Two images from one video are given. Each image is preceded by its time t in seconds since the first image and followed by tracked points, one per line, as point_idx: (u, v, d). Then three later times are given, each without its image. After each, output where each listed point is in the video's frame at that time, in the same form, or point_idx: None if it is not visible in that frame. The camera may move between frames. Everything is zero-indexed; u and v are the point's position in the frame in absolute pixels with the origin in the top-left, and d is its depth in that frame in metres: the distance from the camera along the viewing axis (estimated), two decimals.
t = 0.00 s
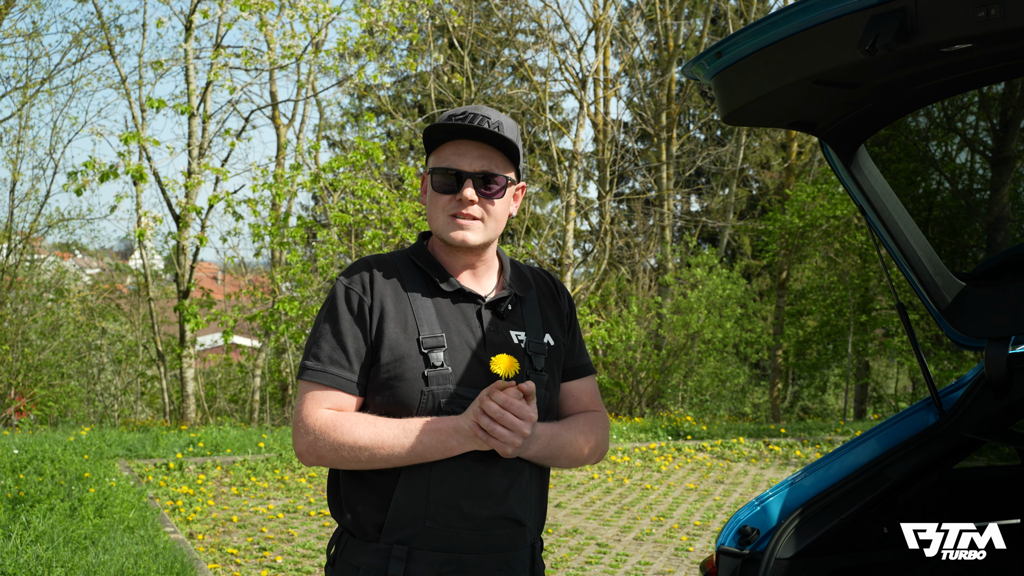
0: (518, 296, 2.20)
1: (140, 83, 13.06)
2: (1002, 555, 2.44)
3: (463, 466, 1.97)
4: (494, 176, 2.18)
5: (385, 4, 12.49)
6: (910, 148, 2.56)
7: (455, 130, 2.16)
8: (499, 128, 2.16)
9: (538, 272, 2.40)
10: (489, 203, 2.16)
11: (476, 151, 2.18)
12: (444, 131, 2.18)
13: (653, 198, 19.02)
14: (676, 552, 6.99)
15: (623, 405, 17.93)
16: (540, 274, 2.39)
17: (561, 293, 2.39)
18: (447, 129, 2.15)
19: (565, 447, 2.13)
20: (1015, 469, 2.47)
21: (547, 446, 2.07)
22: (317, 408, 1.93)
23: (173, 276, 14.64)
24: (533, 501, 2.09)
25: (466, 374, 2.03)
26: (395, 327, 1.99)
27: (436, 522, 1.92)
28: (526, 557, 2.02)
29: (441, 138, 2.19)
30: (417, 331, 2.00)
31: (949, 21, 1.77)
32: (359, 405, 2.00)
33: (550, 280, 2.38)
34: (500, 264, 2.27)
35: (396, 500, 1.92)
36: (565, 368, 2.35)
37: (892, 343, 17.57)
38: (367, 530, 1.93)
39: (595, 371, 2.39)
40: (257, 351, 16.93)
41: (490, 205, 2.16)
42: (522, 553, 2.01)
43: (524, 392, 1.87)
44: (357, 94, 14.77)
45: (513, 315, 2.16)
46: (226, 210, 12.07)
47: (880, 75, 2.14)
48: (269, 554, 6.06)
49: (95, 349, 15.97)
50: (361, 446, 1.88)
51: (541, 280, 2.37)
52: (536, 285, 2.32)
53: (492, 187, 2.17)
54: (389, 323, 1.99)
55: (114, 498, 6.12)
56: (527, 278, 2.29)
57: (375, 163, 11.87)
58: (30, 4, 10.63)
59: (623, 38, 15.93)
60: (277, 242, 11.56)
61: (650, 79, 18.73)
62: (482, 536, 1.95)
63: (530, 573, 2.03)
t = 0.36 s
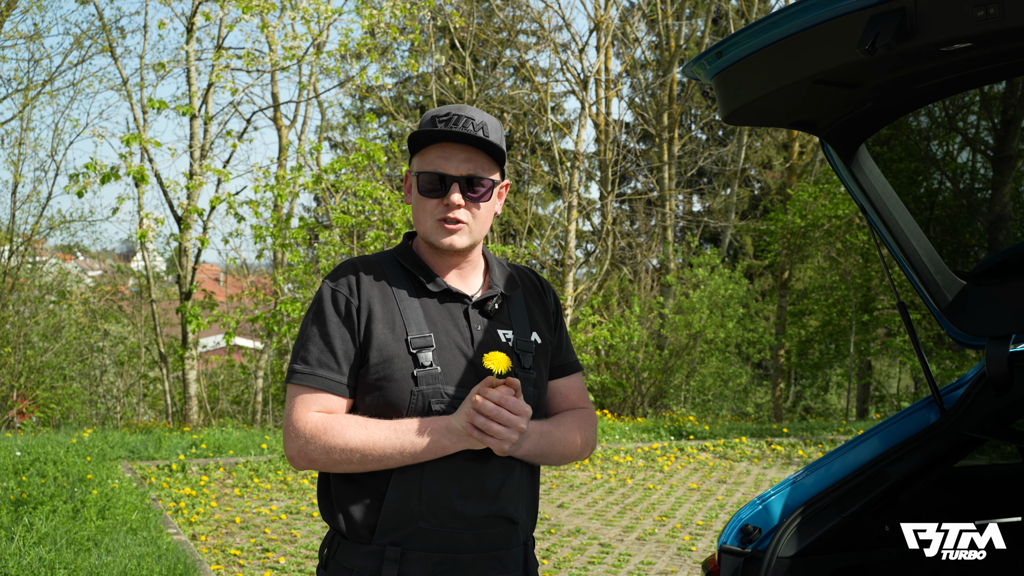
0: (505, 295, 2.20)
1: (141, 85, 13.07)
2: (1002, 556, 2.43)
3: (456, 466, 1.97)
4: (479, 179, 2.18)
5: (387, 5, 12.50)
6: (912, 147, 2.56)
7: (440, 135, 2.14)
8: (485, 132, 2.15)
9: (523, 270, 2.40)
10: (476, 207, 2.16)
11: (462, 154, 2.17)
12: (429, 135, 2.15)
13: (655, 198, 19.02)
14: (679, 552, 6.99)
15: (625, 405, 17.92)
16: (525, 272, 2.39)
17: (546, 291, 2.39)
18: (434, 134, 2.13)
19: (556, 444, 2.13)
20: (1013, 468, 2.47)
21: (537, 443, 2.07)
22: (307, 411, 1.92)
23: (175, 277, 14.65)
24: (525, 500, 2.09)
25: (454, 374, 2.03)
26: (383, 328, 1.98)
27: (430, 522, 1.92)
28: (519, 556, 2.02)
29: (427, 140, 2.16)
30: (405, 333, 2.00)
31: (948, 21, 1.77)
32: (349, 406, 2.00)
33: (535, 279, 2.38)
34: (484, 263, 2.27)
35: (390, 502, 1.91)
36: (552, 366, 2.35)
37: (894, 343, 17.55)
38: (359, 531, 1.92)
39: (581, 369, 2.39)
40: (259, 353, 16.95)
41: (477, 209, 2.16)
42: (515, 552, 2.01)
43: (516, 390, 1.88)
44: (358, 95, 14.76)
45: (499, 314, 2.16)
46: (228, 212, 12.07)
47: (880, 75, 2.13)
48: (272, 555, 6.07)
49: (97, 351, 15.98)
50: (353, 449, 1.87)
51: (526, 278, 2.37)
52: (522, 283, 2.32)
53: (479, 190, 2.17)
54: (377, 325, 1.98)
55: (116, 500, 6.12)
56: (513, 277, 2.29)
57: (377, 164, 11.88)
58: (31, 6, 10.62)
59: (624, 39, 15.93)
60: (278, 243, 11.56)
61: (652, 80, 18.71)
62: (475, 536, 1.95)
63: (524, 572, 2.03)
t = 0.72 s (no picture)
0: (493, 299, 2.21)
1: (141, 91, 13.09)
2: (1002, 556, 2.47)
3: (449, 471, 1.98)
4: (478, 188, 2.20)
5: (386, 10, 12.53)
6: (911, 150, 2.56)
7: (449, 145, 2.13)
8: (491, 146, 2.16)
9: (510, 274, 2.40)
10: (476, 216, 2.17)
11: (463, 163, 2.17)
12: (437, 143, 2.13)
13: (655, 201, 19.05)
14: (680, 555, 6.99)
15: (625, 408, 17.91)
16: (510, 275, 2.39)
17: (533, 294, 2.40)
18: (442, 143, 2.11)
19: (546, 446, 2.14)
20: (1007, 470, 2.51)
21: (528, 447, 2.08)
22: (299, 419, 1.93)
23: (175, 282, 14.67)
24: (517, 502, 2.10)
25: (445, 378, 2.04)
26: (373, 334, 1.99)
27: (426, 528, 1.92)
28: (513, 558, 2.03)
29: (429, 148, 2.13)
30: (395, 338, 2.00)
31: (946, 25, 1.78)
32: (341, 413, 2.00)
33: (522, 282, 2.39)
34: (470, 268, 2.28)
35: (384, 507, 1.91)
36: (541, 369, 2.35)
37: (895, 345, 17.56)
38: (354, 536, 1.92)
39: (569, 371, 2.40)
40: (259, 357, 16.96)
41: (477, 218, 2.18)
42: (509, 554, 2.02)
43: (509, 393, 1.90)
44: (358, 99, 14.78)
45: (488, 318, 2.17)
46: (228, 217, 12.08)
47: (877, 79, 2.14)
48: (273, 560, 6.06)
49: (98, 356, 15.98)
50: (346, 456, 1.87)
51: (513, 281, 2.37)
52: (508, 286, 2.33)
53: (479, 202, 2.18)
54: (367, 331, 1.99)
55: (117, 505, 6.12)
56: (501, 281, 2.31)
57: (376, 168, 11.90)
58: (31, 12, 10.64)
59: (623, 43, 15.95)
60: (279, 248, 11.56)
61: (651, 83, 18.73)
62: (470, 539, 1.96)
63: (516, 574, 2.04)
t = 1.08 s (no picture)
0: (488, 303, 2.22)
1: (144, 94, 13.14)
2: (1003, 556, 2.44)
3: (447, 475, 1.98)
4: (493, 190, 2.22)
5: (388, 14, 12.56)
6: (914, 152, 2.56)
7: (477, 149, 2.14)
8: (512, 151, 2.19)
9: (505, 278, 2.42)
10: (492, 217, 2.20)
11: (481, 166, 2.18)
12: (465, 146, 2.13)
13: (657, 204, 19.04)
14: (683, 558, 6.98)
15: (628, 411, 17.89)
16: (506, 278, 2.40)
17: (528, 296, 2.41)
18: (469, 144, 2.11)
19: (541, 449, 2.14)
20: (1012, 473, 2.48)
21: (525, 449, 2.08)
22: (297, 425, 1.93)
23: (179, 285, 14.69)
24: (515, 505, 2.10)
25: (441, 382, 2.04)
26: (369, 339, 1.99)
27: (427, 532, 1.93)
28: (512, 561, 2.04)
29: (451, 152, 2.11)
30: (391, 342, 2.01)
31: (947, 28, 1.77)
32: (338, 418, 2.00)
33: (517, 285, 2.40)
34: (467, 273, 2.28)
35: (384, 512, 1.91)
36: (537, 371, 2.36)
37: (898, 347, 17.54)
38: (354, 541, 1.92)
39: (564, 373, 2.40)
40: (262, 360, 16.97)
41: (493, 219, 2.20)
42: (507, 558, 2.02)
43: (508, 398, 1.90)
44: (360, 103, 14.81)
45: (484, 321, 2.18)
46: (231, 219, 12.10)
47: (879, 82, 2.14)
48: (276, 562, 6.06)
49: (101, 359, 16.02)
50: (344, 462, 1.88)
51: (509, 285, 2.38)
52: (504, 290, 2.33)
53: (495, 205, 2.21)
54: (364, 335, 1.99)
55: (120, 508, 6.13)
56: (497, 285, 2.32)
57: (379, 171, 11.91)
58: (35, 16, 10.69)
59: (626, 45, 15.94)
60: (281, 251, 11.57)
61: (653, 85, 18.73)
62: (470, 542, 1.96)
63: None
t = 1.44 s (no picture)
0: (491, 306, 2.22)
1: (150, 98, 13.17)
2: (1002, 555, 2.45)
3: (452, 478, 1.98)
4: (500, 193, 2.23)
5: (393, 17, 12.59)
6: (920, 155, 2.56)
7: (488, 151, 2.14)
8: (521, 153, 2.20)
9: (508, 280, 2.41)
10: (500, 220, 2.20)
11: (490, 169, 2.19)
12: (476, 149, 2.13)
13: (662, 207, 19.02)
14: (689, 561, 6.96)
15: (633, 415, 17.86)
16: (511, 282, 2.40)
17: (531, 298, 2.41)
18: (479, 146, 2.12)
19: (547, 451, 2.14)
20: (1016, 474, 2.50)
21: (530, 451, 2.08)
22: (301, 429, 1.93)
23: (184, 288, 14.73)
24: (520, 507, 2.10)
25: (445, 385, 2.04)
26: (373, 342, 1.99)
27: (431, 534, 1.92)
28: (516, 564, 2.03)
29: (461, 155, 2.12)
30: (395, 345, 2.01)
31: (955, 30, 1.77)
32: (343, 421, 2.00)
33: (521, 288, 2.40)
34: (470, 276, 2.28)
35: (388, 517, 1.91)
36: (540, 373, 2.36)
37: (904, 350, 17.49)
38: (359, 544, 1.92)
39: (568, 373, 2.39)
40: (268, 363, 16.99)
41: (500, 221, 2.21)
42: (511, 562, 2.02)
43: (514, 401, 1.88)
44: (365, 107, 14.84)
45: (488, 324, 2.18)
46: (236, 223, 12.13)
47: (885, 84, 2.14)
48: (281, 565, 6.06)
49: (106, 362, 16.07)
50: (348, 466, 1.88)
51: (512, 287, 2.38)
52: (508, 293, 2.33)
53: (502, 207, 2.22)
54: (367, 338, 1.99)
55: (126, 511, 6.14)
56: (500, 288, 2.32)
57: (383, 174, 11.95)
58: (40, 20, 10.72)
59: (630, 48, 15.94)
60: (287, 254, 11.61)
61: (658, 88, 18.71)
62: (474, 545, 1.95)
63: None
